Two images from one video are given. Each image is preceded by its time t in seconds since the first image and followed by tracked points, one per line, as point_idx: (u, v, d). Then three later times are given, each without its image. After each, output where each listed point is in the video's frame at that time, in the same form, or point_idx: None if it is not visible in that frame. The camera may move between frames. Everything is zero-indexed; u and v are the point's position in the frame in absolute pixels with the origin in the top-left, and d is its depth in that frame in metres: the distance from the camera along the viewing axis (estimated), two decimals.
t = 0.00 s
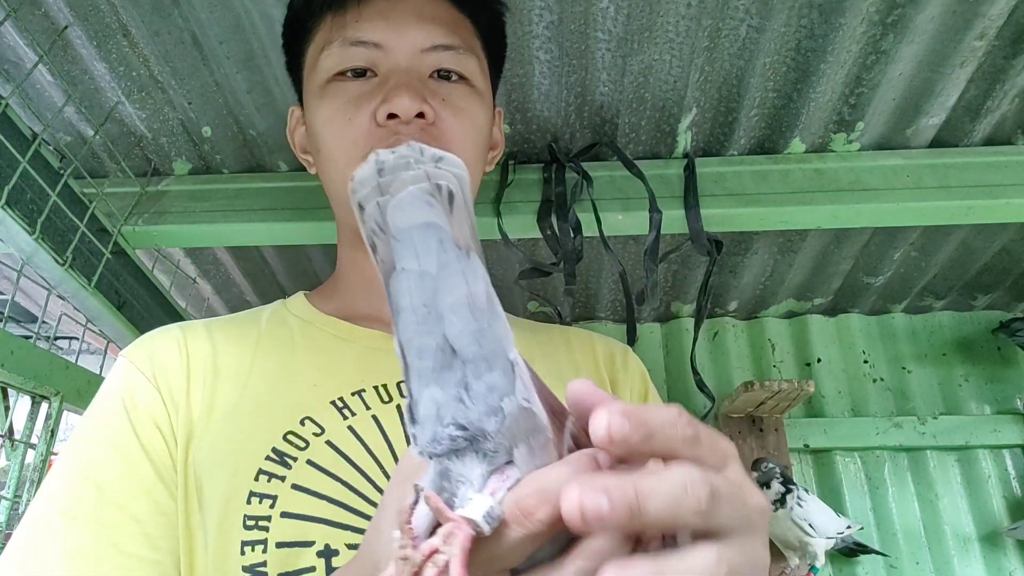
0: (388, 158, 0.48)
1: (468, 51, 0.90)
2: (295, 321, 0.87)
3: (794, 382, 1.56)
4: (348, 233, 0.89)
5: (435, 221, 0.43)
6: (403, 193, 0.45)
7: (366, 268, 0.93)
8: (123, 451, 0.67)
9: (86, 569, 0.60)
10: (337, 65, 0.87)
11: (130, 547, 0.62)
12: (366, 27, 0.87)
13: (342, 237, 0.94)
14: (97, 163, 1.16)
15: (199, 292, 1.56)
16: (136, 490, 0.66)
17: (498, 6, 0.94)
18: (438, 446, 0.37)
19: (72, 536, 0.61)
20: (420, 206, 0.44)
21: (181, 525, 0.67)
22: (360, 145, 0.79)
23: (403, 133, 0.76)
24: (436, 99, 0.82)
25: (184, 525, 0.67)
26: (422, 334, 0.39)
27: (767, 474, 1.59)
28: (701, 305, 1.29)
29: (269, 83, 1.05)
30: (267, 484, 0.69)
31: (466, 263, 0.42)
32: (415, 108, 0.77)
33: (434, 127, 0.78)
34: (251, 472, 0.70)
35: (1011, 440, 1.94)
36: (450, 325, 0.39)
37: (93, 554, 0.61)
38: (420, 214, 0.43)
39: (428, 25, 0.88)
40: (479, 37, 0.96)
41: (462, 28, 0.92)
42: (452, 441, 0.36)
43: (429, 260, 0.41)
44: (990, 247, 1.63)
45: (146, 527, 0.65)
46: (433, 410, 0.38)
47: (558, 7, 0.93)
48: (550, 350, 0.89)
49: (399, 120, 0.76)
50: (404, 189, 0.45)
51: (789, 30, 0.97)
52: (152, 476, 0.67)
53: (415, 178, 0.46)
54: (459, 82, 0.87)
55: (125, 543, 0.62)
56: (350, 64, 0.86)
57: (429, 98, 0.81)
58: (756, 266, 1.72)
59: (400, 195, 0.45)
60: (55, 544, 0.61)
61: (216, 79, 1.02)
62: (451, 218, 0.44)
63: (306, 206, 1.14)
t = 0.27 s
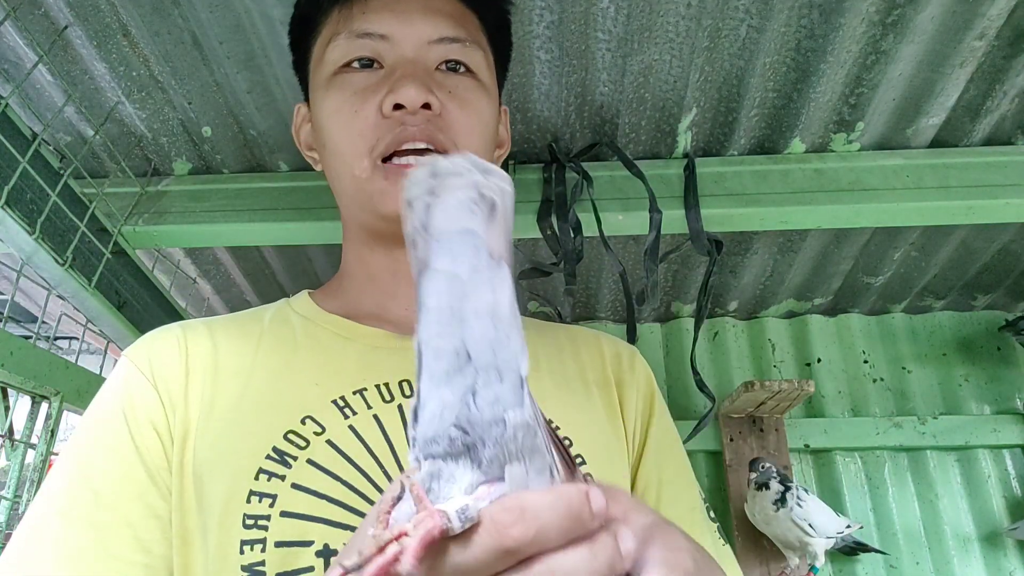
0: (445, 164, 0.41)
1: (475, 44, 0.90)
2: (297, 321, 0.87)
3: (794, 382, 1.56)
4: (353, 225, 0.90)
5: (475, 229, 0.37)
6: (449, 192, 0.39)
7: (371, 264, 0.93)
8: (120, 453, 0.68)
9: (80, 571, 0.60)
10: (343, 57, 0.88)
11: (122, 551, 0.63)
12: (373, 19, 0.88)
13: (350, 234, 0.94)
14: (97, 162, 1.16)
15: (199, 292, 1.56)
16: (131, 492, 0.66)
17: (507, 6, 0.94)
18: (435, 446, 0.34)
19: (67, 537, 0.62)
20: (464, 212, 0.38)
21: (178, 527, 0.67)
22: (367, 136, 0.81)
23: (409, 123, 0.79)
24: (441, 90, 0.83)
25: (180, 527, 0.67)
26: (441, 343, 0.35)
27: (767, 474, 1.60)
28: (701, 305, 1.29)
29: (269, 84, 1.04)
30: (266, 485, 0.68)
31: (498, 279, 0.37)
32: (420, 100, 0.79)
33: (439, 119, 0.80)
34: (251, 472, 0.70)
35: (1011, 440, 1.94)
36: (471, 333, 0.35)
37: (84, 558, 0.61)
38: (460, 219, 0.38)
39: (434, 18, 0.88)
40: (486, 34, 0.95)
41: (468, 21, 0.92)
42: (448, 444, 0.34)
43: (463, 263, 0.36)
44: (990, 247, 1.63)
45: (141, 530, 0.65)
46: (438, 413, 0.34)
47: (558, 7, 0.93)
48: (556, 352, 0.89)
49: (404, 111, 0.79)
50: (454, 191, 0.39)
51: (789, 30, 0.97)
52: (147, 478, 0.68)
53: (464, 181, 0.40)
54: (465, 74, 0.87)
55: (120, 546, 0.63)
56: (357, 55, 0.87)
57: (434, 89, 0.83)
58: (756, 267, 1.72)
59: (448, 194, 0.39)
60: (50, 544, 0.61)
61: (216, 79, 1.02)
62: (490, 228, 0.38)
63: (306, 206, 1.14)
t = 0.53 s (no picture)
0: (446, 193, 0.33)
1: (487, 51, 0.90)
2: (297, 321, 0.87)
3: (794, 382, 1.56)
4: (355, 224, 0.91)
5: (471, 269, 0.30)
6: (450, 224, 0.31)
7: (372, 265, 0.94)
8: (116, 456, 0.68)
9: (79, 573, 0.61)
10: (353, 58, 0.87)
11: (119, 554, 0.63)
12: (385, 20, 0.87)
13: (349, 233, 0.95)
14: (97, 162, 1.16)
15: (199, 292, 1.56)
16: (128, 495, 0.66)
17: (514, 7, 0.94)
18: (403, 508, 0.26)
19: (66, 540, 0.62)
20: (466, 251, 0.30)
21: (175, 529, 0.67)
22: (378, 144, 0.81)
23: (422, 135, 0.80)
24: (453, 101, 0.84)
25: (178, 529, 0.67)
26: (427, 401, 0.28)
27: (767, 474, 1.61)
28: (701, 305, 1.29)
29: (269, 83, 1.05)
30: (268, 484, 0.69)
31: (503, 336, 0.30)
32: (434, 112, 0.80)
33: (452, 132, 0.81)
34: (251, 472, 0.70)
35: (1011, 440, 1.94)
36: (459, 386, 0.28)
37: (83, 561, 0.61)
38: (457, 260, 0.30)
39: (448, 23, 0.88)
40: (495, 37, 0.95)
41: (479, 25, 0.92)
42: (419, 509, 0.26)
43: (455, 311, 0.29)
44: (990, 247, 1.63)
45: (139, 533, 0.65)
46: (415, 490, 0.26)
47: (558, 7, 0.93)
48: (557, 354, 0.89)
49: (418, 122, 0.80)
50: (455, 225, 0.31)
51: (789, 30, 0.97)
52: (144, 480, 0.68)
53: (468, 214, 0.32)
54: (475, 84, 0.88)
55: (115, 548, 0.63)
56: (368, 59, 0.86)
57: (446, 100, 0.83)
58: (756, 266, 1.72)
59: (450, 225, 0.31)
60: (48, 546, 0.62)
61: (216, 79, 1.02)
62: (491, 269, 0.30)
63: (306, 205, 1.14)
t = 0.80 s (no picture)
0: (277, 244, 0.34)
1: (493, 56, 0.93)
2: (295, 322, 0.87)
3: (794, 382, 1.56)
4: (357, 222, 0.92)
5: (319, 337, 0.31)
6: (289, 287, 0.32)
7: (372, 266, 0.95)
8: (114, 457, 0.67)
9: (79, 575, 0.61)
10: (362, 60, 0.88)
11: (120, 556, 0.63)
12: (394, 22, 0.89)
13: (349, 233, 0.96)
14: (97, 162, 1.16)
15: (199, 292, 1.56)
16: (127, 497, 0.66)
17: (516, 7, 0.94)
18: None
19: (66, 542, 0.62)
20: (311, 309, 0.32)
21: (174, 531, 0.67)
22: (386, 144, 0.83)
23: (431, 135, 0.82)
24: (461, 103, 0.86)
25: (177, 531, 0.67)
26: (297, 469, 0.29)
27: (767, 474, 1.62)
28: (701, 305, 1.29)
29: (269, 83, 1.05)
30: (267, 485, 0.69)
31: (359, 383, 0.31)
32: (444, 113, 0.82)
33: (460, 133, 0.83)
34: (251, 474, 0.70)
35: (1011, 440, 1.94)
36: (333, 464, 0.29)
37: (83, 561, 0.61)
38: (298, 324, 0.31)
39: (456, 27, 0.90)
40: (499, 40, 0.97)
41: (485, 30, 0.94)
42: None
43: (309, 374, 0.30)
44: (990, 247, 1.63)
45: (138, 535, 0.65)
46: (307, 544, 0.29)
47: (558, 7, 0.93)
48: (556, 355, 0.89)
49: (428, 123, 0.82)
50: (296, 286, 0.32)
51: (789, 30, 0.97)
52: (143, 482, 0.68)
53: (306, 270, 0.33)
54: (481, 87, 0.90)
55: (114, 550, 0.63)
56: (376, 59, 0.88)
57: (455, 102, 0.86)
58: (756, 267, 1.72)
59: (290, 288, 0.32)
60: (48, 549, 0.62)
61: (216, 79, 1.02)
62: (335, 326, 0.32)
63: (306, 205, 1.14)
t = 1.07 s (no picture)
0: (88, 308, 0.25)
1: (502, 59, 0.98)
2: (293, 324, 0.87)
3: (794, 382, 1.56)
4: (359, 214, 0.95)
5: (170, 407, 0.26)
6: (111, 363, 0.25)
7: (372, 264, 0.97)
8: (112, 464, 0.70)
9: None
10: (377, 54, 0.92)
11: (118, 561, 0.64)
12: (409, 20, 0.93)
13: (351, 229, 0.98)
14: (97, 162, 1.16)
15: (199, 292, 1.56)
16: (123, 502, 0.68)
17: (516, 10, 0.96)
18: None
19: (65, 545, 0.65)
20: (148, 375, 0.26)
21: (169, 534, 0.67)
22: (401, 137, 0.87)
23: (446, 131, 0.87)
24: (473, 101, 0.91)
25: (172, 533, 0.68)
26: (187, 511, 0.30)
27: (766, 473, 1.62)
28: (701, 305, 1.29)
29: (269, 83, 1.05)
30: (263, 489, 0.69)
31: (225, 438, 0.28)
32: (460, 110, 0.87)
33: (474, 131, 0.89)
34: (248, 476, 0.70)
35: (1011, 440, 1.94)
36: (219, 516, 0.30)
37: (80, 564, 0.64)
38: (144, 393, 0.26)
39: (470, 30, 0.95)
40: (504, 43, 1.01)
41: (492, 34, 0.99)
42: None
43: (171, 442, 0.27)
44: (990, 247, 1.63)
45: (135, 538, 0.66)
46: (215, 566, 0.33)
47: (558, 7, 0.93)
48: (554, 354, 0.89)
49: (444, 119, 0.87)
50: (119, 352, 0.25)
51: (789, 30, 0.97)
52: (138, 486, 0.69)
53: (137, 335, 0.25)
54: (490, 88, 0.95)
55: (111, 554, 0.65)
56: (391, 56, 0.92)
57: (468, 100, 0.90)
58: (756, 267, 1.72)
59: (113, 359, 0.25)
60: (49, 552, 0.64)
61: (216, 79, 1.01)
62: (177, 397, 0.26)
63: (306, 205, 1.14)
